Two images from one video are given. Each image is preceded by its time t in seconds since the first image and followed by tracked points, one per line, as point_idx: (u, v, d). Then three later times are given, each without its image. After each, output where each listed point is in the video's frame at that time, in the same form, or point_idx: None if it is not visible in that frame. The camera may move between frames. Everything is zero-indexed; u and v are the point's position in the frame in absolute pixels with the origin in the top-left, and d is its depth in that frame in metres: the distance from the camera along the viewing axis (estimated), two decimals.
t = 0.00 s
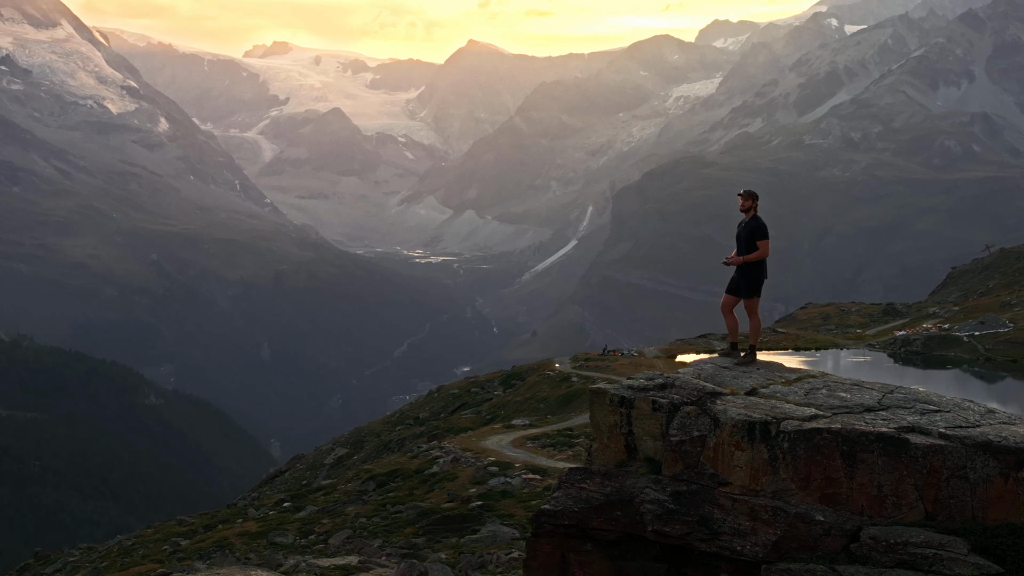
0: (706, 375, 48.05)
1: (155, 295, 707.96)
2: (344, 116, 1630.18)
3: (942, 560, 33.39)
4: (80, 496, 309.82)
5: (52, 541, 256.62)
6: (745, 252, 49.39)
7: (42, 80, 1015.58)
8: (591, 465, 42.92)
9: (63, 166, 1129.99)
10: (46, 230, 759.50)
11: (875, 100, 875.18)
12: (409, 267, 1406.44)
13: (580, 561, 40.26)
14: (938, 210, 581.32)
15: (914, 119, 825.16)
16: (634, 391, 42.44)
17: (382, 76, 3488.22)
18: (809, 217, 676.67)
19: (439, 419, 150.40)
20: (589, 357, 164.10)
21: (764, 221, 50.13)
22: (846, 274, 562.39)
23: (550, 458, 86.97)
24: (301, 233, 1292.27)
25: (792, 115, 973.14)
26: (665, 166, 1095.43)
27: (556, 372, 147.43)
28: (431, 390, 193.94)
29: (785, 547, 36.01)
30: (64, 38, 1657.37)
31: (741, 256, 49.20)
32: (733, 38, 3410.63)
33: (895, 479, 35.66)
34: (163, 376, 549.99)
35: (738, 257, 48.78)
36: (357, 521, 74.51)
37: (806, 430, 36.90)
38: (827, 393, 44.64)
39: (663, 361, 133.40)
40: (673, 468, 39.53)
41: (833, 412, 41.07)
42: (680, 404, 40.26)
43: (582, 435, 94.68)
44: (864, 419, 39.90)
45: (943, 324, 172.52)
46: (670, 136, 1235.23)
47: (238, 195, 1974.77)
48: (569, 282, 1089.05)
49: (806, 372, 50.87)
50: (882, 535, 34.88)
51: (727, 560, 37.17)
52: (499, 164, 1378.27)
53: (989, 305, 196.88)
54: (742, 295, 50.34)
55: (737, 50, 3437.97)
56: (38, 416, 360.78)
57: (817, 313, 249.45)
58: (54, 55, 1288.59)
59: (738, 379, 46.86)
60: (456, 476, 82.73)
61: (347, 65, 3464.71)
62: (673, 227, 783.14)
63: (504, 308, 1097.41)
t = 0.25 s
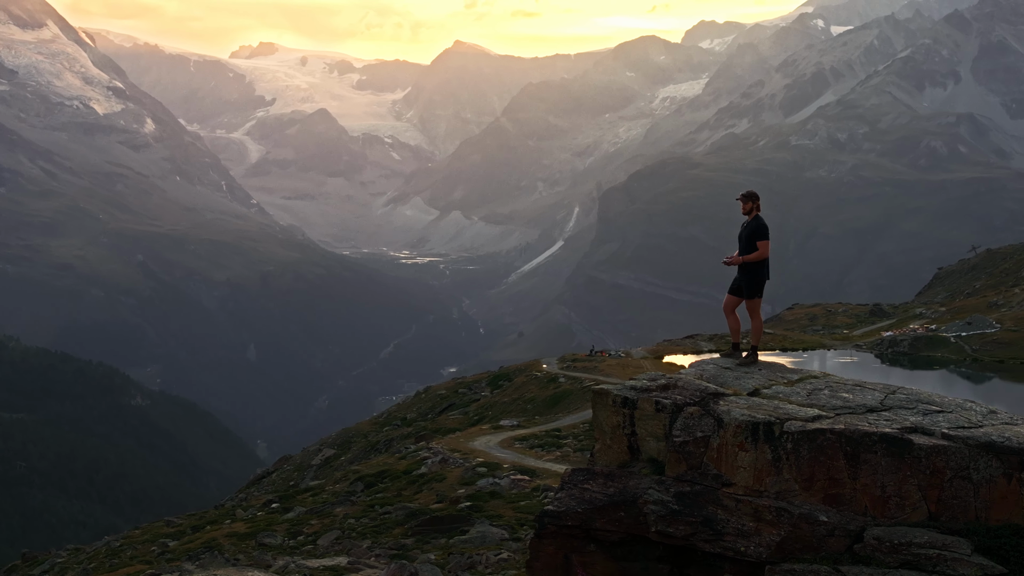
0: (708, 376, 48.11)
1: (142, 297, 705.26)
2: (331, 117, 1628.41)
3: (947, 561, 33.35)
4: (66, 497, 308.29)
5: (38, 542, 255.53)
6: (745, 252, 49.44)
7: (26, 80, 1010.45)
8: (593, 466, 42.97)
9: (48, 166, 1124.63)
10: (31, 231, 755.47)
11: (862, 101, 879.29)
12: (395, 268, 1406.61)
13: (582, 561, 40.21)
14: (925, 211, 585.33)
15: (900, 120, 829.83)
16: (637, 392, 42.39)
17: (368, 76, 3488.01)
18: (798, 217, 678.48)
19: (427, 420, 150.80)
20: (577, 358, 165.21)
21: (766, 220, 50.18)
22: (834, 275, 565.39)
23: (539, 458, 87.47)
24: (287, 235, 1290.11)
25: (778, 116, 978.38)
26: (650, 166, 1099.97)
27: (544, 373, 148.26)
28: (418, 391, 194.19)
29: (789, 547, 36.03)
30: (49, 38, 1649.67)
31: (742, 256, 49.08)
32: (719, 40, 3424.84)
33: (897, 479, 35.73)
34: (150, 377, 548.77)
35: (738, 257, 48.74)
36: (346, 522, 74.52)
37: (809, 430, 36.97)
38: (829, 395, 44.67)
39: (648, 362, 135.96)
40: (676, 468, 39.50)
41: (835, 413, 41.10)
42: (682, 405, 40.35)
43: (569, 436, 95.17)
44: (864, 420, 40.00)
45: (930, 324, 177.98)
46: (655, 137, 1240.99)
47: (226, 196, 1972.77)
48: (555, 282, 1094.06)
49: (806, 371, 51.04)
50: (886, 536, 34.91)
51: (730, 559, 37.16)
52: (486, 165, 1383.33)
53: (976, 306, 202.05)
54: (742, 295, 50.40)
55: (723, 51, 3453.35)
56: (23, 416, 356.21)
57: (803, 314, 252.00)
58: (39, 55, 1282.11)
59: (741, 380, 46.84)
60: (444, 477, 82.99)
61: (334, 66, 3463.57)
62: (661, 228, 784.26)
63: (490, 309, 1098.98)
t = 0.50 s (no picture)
0: (709, 377, 48.20)
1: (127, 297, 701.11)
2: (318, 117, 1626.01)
3: (949, 559, 33.40)
4: (52, 496, 305.50)
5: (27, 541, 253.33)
6: (747, 252, 49.47)
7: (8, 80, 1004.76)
8: (596, 467, 42.82)
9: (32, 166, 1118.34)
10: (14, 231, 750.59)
11: (848, 101, 883.75)
12: (381, 268, 1404.84)
13: (586, 562, 40.07)
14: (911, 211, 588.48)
15: (886, 120, 834.33)
16: (640, 392, 42.30)
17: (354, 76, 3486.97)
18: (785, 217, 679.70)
19: (413, 420, 150.98)
20: (564, 357, 165.86)
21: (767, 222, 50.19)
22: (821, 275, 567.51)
23: (526, 457, 87.61)
24: (273, 235, 1286.84)
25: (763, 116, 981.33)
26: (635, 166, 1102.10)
27: (531, 373, 148.75)
28: (404, 392, 194.31)
29: (792, 548, 36.00)
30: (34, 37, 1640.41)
31: (744, 256, 49.15)
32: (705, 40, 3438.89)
33: (900, 481, 35.72)
34: (136, 377, 547.02)
35: (740, 257, 48.83)
36: (334, 522, 74.38)
37: (812, 430, 36.86)
38: (831, 394, 44.69)
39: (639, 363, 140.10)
40: (679, 469, 39.49)
41: (838, 413, 41.13)
42: (686, 405, 40.34)
43: (557, 436, 95.45)
44: (867, 420, 39.92)
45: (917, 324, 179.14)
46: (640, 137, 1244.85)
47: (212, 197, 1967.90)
48: (540, 283, 1097.12)
49: (806, 372, 51.02)
50: (889, 537, 34.86)
51: (733, 560, 37.13)
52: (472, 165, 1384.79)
53: (963, 306, 203.35)
54: (745, 295, 50.28)
55: (709, 51, 3468.03)
56: (8, 417, 347.00)
57: (789, 313, 253.22)
58: (22, 55, 1275.19)
59: (743, 380, 46.87)
60: (432, 477, 82.87)
61: (319, 66, 3461.86)
62: (646, 228, 785.80)
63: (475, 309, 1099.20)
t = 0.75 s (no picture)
0: (711, 376, 48.11)
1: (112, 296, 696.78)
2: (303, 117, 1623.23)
3: (952, 560, 33.41)
4: (37, 497, 300.35)
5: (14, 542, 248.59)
6: (748, 252, 49.41)
7: None
8: (598, 467, 42.79)
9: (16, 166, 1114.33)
10: None
11: (834, 101, 887.13)
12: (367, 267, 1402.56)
13: (588, 561, 40.08)
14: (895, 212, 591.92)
15: (871, 120, 837.38)
16: (642, 392, 42.35)
17: (339, 76, 3484.77)
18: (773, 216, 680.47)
19: (400, 420, 150.68)
20: (550, 357, 165.83)
21: (768, 222, 50.15)
22: (806, 274, 569.87)
23: (514, 457, 87.58)
24: (258, 234, 1283.78)
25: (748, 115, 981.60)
26: (619, 165, 1100.84)
27: (517, 372, 148.67)
28: (391, 391, 193.87)
29: (794, 548, 36.00)
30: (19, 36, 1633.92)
31: (745, 256, 49.16)
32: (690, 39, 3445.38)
33: (903, 478, 35.76)
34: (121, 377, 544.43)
35: (740, 258, 48.81)
36: (322, 522, 74.21)
37: (814, 430, 36.95)
38: (833, 394, 44.68)
39: (625, 364, 141.69)
40: (682, 469, 39.38)
41: (841, 413, 41.09)
42: (687, 404, 40.37)
43: (545, 435, 95.38)
44: (870, 420, 39.84)
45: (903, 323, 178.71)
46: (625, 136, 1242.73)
47: (198, 197, 1959.95)
48: (524, 283, 1096.21)
49: (807, 372, 50.90)
50: (893, 536, 34.80)
51: (735, 560, 37.16)
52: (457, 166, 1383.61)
53: (948, 306, 203.59)
54: (746, 295, 50.19)
55: (695, 51, 3475.67)
56: None
57: (775, 313, 253.34)
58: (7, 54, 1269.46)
59: (744, 380, 46.88)
60: (420, 477, 82.66)
61: (304, 66, 3458.16)
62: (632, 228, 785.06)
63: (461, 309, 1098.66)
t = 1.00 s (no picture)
0: (713, 375, 48.03)
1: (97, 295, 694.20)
2: (288, 116, 1620.56)
3: (955, 560, 33.46)
4: (21, 497, 297.36)
5: None
6: (749, 253, 49.37)
7: None
8: (600, 465, 42.79)
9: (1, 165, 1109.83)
10: None
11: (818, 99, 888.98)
12: (352, 267, 1401.36)
13: (590, 561, 40.04)
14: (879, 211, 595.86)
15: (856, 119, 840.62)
16: (645, 392, 42.30)
17: (325, 76, 3484.88)
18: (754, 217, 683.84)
19: (386, 419, 150.60)
20: (535, 356, 165.35)
21: (767, 223, 50.07)
22: (791, 274, 572.83)
23: (501, 457, 87.52)
24: (243, 234, 1281.26)
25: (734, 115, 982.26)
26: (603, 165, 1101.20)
27: (502, 372, 148.45)
28: (377, 390, 193.29)
29: (797, 546, 35.99)
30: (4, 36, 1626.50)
31: (747, 256, 49.10)
32: (675, 38, 3445.19)
33: (905, 478, 35.80)
34: (106, 377, 543.10)
35: (743, 257, 48.88)
36: (309, 522, 74.07)
37: (818, 430, 36.90)
38: (834, 394, 44.71)
39: (612, 363, 141.78)
40: (684, 469, 39.39)
41: (843, 412, 41.12)
42: (690, 404, 40.28)
43: (532, 434, 95.40)
44: (871, 420, 39.92)
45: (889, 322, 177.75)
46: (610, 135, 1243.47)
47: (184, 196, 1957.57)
48: (509, 283, 1096.23)
49: (809, 372, 50.65)
50: (894, 536, 34.88)
51: (738, 559, 37.16)
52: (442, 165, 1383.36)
53: (933, 306, 202.81)
54: (746, 295, 50.17)
55: (680, 50, 3476.95)
56: None
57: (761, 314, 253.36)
58: None
59: (745, 380, 46.84)
60: (406, 476, 82.56)
61: (290, 65, 3460.59)
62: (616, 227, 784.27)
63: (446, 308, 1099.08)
